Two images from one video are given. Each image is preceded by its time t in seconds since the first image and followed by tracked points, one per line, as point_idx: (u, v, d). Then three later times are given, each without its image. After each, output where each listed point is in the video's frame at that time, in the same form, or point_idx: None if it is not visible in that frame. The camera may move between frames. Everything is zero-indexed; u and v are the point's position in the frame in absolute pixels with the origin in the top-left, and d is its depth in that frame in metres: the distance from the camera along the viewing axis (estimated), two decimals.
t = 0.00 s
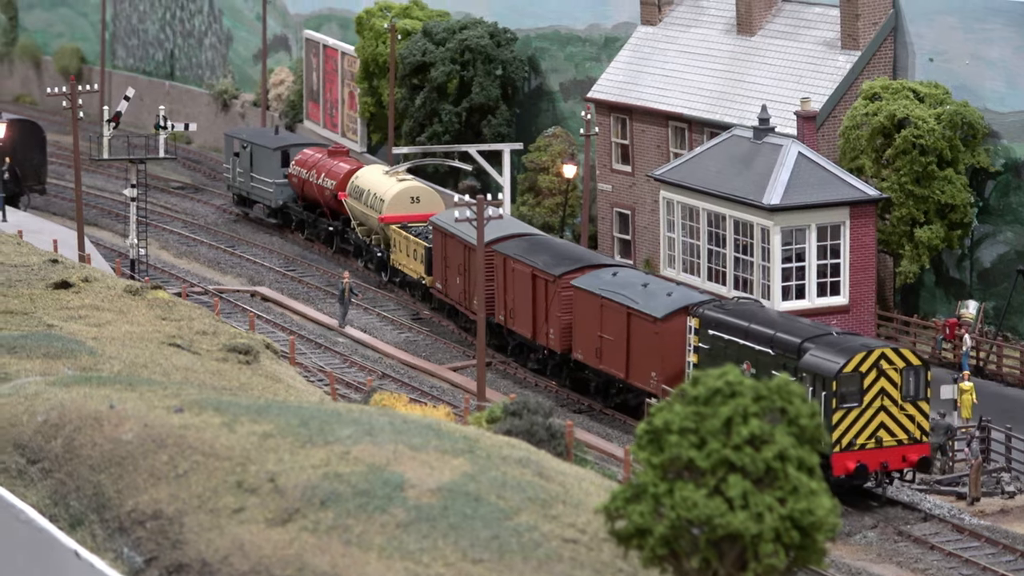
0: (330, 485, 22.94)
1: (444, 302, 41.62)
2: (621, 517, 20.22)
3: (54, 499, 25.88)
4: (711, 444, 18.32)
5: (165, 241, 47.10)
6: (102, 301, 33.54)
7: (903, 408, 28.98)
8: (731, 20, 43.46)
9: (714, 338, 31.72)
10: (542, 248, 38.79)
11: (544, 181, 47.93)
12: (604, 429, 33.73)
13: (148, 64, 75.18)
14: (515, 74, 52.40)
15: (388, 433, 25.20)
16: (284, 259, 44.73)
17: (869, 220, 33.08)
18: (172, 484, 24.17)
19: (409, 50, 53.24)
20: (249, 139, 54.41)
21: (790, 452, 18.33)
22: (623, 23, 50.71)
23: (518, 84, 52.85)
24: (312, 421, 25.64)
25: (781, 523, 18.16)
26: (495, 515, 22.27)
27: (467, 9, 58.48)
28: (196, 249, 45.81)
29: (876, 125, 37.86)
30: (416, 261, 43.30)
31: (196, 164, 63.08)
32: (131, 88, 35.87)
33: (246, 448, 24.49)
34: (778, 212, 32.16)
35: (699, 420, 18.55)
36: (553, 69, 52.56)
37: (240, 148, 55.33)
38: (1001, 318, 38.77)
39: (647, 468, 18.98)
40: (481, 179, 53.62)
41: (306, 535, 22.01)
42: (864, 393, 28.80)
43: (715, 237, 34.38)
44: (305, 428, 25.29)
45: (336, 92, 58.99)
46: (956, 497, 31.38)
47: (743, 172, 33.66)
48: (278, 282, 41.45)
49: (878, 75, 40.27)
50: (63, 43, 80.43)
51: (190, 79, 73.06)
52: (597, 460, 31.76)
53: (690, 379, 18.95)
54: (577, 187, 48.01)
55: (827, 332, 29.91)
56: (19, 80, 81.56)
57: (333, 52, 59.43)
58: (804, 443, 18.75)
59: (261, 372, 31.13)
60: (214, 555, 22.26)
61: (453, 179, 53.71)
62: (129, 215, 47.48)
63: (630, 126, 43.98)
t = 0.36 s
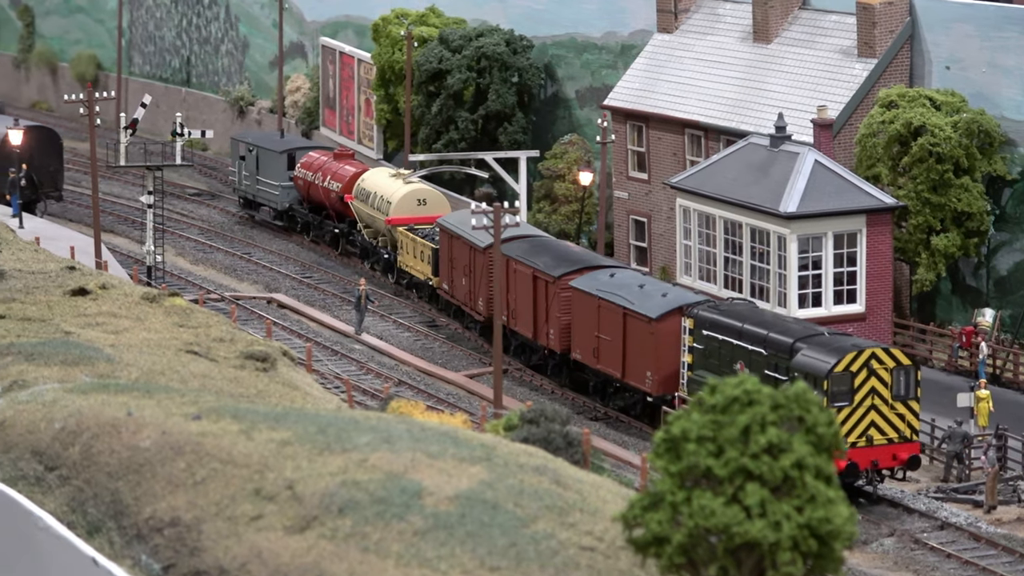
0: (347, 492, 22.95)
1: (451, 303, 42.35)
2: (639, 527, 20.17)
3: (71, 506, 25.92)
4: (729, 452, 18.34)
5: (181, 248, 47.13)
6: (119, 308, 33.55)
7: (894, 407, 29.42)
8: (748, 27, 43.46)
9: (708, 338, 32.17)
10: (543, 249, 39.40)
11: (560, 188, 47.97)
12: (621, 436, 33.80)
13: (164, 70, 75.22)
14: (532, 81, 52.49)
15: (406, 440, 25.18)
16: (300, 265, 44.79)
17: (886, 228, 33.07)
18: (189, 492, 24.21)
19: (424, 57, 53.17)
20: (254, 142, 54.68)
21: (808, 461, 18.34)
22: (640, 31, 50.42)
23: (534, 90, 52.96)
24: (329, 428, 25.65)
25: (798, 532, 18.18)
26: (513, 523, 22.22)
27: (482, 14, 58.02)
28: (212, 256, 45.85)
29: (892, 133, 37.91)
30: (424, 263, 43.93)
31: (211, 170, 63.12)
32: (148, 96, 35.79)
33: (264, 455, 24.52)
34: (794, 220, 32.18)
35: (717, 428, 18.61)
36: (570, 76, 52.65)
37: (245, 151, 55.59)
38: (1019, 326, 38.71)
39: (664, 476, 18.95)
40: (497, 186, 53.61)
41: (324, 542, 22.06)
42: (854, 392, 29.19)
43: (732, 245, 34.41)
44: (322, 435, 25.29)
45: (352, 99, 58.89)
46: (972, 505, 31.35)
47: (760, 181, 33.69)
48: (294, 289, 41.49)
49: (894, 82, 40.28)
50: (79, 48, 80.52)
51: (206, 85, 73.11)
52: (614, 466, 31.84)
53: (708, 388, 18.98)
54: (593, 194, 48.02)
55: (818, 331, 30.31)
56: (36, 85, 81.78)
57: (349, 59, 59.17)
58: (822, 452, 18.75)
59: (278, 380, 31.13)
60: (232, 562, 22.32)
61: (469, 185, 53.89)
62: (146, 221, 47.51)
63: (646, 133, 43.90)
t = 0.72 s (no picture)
0: (371, 498, 22.91)
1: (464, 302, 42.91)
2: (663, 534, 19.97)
3: (96, 511, 25.89)
4: (754, 459, 18.27)
5: (204, 253, 47.13)
6: (143, 313, 33.55)
7: (890, 405, 29.74)
8: (772, 34, 43.44)
9: (709, 337, 32.75)
10: (553, 249, 39.95)
11: (583, 195, 47.94)
12: (644, 443, 33.70)
13: (188, 75, 75.31)
14: (555, 87, 52.27)
15: (430, 446, 25.10)
16: (323, 271, 44.78)
17: (910, 235, 33.12)
18: (214, 497, 24.19)
19: (449, 63, 53.14)
20: (266, 144, 54.89)
21: (833, 468, 18.27)
22: (664, 37, 51.04)
23: (558, 97, 52.67)
24: (354, 434, 25.59)
25: (823, 539, 18.04)
26: (537, 529, 22.09)
27: (508, 23, 57.83)
28: (235, 261, 45.87)
29: (916, 140, 37.91)
30: (437, 263, 44.29)
31: (234, 175, 63.09)
32: (171, 102, 36.52)
33: (288, 461, 24.47)
34: (819, 227, 32.23)
35: (741, 435, 18.51)
36: (593, 82, 52.45)
37: (257, 153, 55.79)
38: None
39: (689, 483, 18.79)
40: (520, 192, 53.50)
41: (348, 548, 22.05)
42: (851, 390, 29.58)
43: (755, 251, 34.39)
44: (346, 441, 25.24)
45: (374, 105, 58.91)
46: (996, 513, 31.05)
47: (784, 187, 33.69)
48: (317, 294, 41.51)
49: (918, 90, 40.30)
50: (102, 54, 80.70)
51: (229, 91, 73.10)
52: (638, 474, 31.78)
53: (733, 395, 18.91)
54: (617, 200, 47.97)
55: (817, 331, 30.79)
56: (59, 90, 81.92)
57: (373, 65, 59.24)
58: (847, 459, 18.70)
59: (302, 386, 31.11)
60: (256, 567, 22.35)
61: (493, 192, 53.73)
62: (169, 227, 47.56)
63: (669, 140, 43.92)
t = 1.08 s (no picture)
0: (393, 503, 22.91)
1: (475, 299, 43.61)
2: (686, 540, 19.89)
3: (117, 514, 25.91)
4: (776, 465, 18.23)
5: (225, 258, 47.17)
6: (165, 317, 33.56)
7: (882, 402, 31.38)
8: (795, 40, 43.37)
9: (707, 334, 33.73)
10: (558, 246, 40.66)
11: (605, 201, 47.85)
12: (664, 449, 33.61)
13: (210, 80, 75.39)
14: (577, 93, 52.24)
15: (452, 451, 25.05)
16: (345, 276, 44.80)
17: (932, 242, 33.09)
18: (235, 501, 24.20)
19: (471, 68, 53.14)
20: (276, 144, 55.23)
21: (855, 475, 18.21)
22: (686, 43, 50.67)
23: (580, 102, 52.65)
24: (376, 439, 25.59)
25: (844, 546, 17.97)
26: (558, 535, 22.03)
27: (529, 28, 57.95)
28: (257, 266, 45.90)
29: (939, 147, 37.77)
30: (449, 263, 44.80)
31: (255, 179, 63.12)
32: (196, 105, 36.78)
33: (310, 465, 24.47)
34: (841, 233, 32.06)
35: (764, 441, 18.50)
36: (615, 88, 52.56)
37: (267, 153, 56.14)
38: None
39: (711, 489, 18.75)
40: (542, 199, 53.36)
41: (369, 553, 22.08)
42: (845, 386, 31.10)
43: (777, 258, 34.28)
44: (368, 445, 25.24)
45: (397, 110, 59.00)
46: (1017, 520, 30.72)
47: (806, 193, 33.58)
48: (339, 299, 41.55)
49: (941, 96, 40.23)
50: (125, 58, 80.80)
51: (251, 95, 73.08)
52: (658, 479, 31.66)
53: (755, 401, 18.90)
54: (639, 206, 47.89)
55: (812, 329, 31.99)
56: (81, 95, 82.10)
57: (395, 70, 59.05)
58: (869, 465, 18.61)
59: (324, 390, 31.11)
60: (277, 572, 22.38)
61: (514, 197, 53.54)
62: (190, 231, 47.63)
63: (691, 146, 43.86)
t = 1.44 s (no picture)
0: (407, 507, 22.87)
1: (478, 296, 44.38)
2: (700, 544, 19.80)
3: (131, 516, 25.92)
4: (790, 470, 18.16)
5: (241, 261, 47.15)
6: (180, 320, 33.53)
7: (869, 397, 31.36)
8: (812, 46, 43.30)
9: (698, 331, 34.29)
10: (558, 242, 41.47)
11: (621, 205, 47.81)
12: (679, 454, 33.48)
13: (227, 83, 75.57)
14: (594, 97, 52.17)
15: (466, 455, 25.00)
16: (360, 280, 44.79)
17: (948, 247, 32.93)
18: (249, 504, 24.19)
19: (489, 72, 53.24)
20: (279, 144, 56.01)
21: (869, 480, 18.12)
22: (703, 48, 50.69)
23: (596, 107, 52.54)
24: (390, 442, 25.56)
25: (858, 551, 17.86)
26: (572, 539, 21.97)
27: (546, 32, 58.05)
28: (272, 269, 45.88)
29: (956, 152, 37.64)
30: (453, 260, 45.52)
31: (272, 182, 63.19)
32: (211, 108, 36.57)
33: (324, 469, 24.43)
34: (857, 238, 31.87)
35: (778, 446, 18.42)
36: (632, 93, 52.41)
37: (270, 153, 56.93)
38: None
39: (725, 494, 18.65)
40: (558, 203, 53.30)
41: (383, 556, 22.07)
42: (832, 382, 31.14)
43: (793, 263, 33.91)
44: (382, 448, 25.21)
45: (414, 114, 59.08)
46: None
47: (822, 199, 33.34)
48: (354, 302, 41.53)
49: (958, 102, 40.10)
50: (142, 61, 80.88)
51: (267, 98, 73.17)
52: (673, 484, 31.52)
53: (768, 405, 18.80)
54: (654, 211, 47.85)
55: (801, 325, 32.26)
56: (99, 97, 82.32)
57: (411, 74, 59.48)
58: (884, 470, 18.53)
59: (339, 394, 31.10)
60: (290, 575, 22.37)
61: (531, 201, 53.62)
62: (207, 235, 47.70)
63: (708, 151, 43.83)
